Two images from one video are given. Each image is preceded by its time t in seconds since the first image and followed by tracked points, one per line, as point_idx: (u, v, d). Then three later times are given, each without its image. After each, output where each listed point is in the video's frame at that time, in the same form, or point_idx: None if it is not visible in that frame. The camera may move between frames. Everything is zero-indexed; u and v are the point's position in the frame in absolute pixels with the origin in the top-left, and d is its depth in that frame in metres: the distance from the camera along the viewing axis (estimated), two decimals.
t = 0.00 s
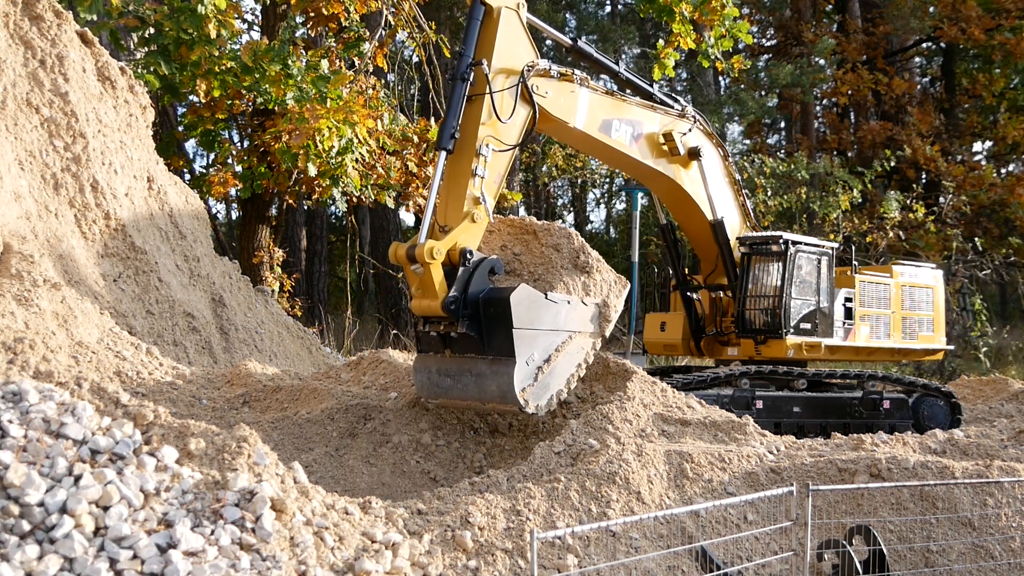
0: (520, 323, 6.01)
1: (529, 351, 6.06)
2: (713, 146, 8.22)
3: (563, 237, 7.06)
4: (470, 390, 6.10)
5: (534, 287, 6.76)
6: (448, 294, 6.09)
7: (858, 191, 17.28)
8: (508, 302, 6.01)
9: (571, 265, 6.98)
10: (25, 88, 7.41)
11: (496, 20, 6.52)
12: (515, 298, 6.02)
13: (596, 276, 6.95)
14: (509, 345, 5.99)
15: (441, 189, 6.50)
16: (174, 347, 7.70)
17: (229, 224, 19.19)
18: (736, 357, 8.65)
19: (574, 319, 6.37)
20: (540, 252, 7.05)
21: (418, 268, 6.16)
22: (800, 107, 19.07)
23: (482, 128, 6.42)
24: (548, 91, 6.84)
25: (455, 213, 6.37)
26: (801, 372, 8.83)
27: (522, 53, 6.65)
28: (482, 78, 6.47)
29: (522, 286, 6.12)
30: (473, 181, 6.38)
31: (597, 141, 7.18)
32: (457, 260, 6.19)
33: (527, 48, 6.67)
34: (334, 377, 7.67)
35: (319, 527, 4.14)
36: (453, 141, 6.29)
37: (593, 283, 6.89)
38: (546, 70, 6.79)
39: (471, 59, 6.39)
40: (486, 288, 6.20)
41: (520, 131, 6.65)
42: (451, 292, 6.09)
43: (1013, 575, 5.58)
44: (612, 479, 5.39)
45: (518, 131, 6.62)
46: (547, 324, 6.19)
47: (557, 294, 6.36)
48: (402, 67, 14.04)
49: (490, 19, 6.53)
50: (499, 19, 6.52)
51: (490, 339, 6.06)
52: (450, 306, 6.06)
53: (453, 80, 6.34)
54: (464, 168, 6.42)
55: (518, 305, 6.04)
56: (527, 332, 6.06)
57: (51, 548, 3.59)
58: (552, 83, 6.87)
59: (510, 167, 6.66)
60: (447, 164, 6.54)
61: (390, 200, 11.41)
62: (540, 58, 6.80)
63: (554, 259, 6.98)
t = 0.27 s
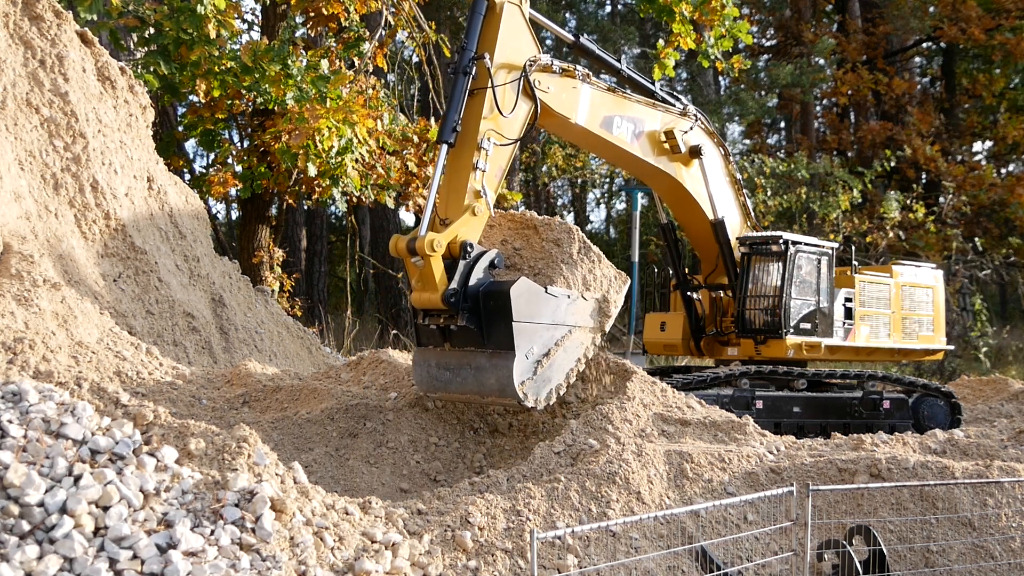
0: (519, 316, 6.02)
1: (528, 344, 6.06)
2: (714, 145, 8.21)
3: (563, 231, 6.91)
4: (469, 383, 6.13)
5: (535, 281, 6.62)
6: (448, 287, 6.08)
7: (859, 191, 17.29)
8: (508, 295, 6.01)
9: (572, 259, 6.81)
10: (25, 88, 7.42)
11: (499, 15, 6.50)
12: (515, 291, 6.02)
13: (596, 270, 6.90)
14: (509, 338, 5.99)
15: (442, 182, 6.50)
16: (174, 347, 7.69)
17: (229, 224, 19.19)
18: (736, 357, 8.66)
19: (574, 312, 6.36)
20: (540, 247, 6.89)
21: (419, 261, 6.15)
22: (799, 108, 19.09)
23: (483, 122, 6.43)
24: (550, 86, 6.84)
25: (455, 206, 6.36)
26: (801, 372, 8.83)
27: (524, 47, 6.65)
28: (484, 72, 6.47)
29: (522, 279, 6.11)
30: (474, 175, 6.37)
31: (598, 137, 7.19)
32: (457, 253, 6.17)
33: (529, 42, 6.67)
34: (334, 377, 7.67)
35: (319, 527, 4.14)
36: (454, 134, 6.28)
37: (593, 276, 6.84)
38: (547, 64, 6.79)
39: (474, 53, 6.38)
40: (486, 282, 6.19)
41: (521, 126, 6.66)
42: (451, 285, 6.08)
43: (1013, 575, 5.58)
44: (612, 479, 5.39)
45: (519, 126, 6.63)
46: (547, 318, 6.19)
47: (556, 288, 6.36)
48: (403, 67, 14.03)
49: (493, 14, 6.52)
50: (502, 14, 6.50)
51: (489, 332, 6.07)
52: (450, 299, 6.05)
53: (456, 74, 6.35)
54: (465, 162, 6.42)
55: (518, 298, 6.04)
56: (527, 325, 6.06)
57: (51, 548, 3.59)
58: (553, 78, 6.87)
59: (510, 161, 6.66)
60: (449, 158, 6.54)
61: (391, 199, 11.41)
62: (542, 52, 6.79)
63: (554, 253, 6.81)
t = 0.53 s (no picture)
0: (519, 310, 6.01)
1: (527, 338, 6.05)
2: (715, 143, 8.21)
3: (564, 227, 6.92)
4: (468, 377, 6.11)
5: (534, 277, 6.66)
6: (448, 280, 6.09)
7: (859, 191, 17.28)
8: (507, 288, 6.01)
9: (572, 254, 6.85)
10: (25, 88, 7.42)
11: (501, 11, 6.51)
12: (514, 285, 6.01)
13: (597, 266, 6.92)
14: (509, 332, 5.98)
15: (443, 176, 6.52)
16: (174, 347, 7.69)
17: (229, 224, 19.20)
18: (736, 357, 8.67)
19: (575, 308, 6.35)
20: (540, 242, 6.92)
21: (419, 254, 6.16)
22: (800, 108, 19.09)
23: (485, 117, 6.45)
24: (552, 82, 6.84)
25: (457, 201, 6.37)
26: (801, 372, 8.83)
27: (527, 43, 6.66)
28: (486, 67, 6.48)
29: (522, 273, 6.11)
30: (476, 169, 6.39)
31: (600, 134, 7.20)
32: (457, 247, 6.19)
33: (531, 38, 6.68)
34: (334, 377, 7.67)
35: (319, 527, 4.14)
36: (456, 129, 6.28)
37: (594, 272, 6.88)
38: (549, 61, 6.78)
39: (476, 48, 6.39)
40: (486, 276, 6.20)
41: (523, 121, 6.67)
42: (451, 279, 6.10)
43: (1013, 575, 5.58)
44: (612, 479, 5.39)
45: (522, 121, 6.65)
46: (546, 312, 6.17)
47: (557, 282, 6.35)
48: (403, 67, 14.04)
49: (495, 9, 6.53)
50: (504, 9, 6.51)
51: (489, 326, 6.07)
52: (450, 293, 6.06)
53: (458, 68, 6.36)
54: (467, 156, 6.44)
55: (518, 291, 6.04)
56: (527, 319, 6.05)
57: (51, 548, 3.59)
58: (555, 74, 6.87)
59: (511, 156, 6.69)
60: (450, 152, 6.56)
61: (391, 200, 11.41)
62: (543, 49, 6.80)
63: (555, 249, 6.85)
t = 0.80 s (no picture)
0: (534, 304, 6.00)
1: (541, 332, 6.03)
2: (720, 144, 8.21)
3: (575, 221, 6.84)
4: (479, 372, 6.09)
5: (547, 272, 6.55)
6: (461, 273, 6.06)
7: (859, 191, 17.28)
8: (522, 282, 5.99)
9: (584, 249, 6.74)
10: (25, 88, 7.41)
11: (513, 4, 6.53)
12: (529, 279, 5.99)
13: (608, 261, 6.83)
14: (523, 326, 5.96)
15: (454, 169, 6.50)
16: (174, 347, 7.69)
17: (229, 224, 19.21)
18: (737, 357, 8.71)
19: (585, 302, 6.37)
20: (552, 237, 6.81)
21: (432, 247, 6.12)
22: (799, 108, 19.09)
23: (497, 109, 6.45)
24: (562, 76, 6.84)
25: (469, 193, 6.35)
26: (801, 372, 8.84)
27: (539, 37, 6.67)
28: (499, 59, 6.48)
29: (535, 266, 6.09)
30: (489, 161, 6.39)
31: (608, 129, 7.19)
32: (470, 240, 6.15)
33: (543, 32, 6.69)
34: (334, 377, 7.68)
35: (319, 527, 4.14)
36: (469, 121, 6.26)
37: (605, 267, 6.78)
38: (561, 55, 6.80)
39: (490, 40, 6.38)
40: (499, 269, 6.17)
41: (534, 115, 6.69)
42: (464, 271, 6.06)
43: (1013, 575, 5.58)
44: (612, 479, 5.39)
45: (534, 115, 6.66)
46: (559, 306, 6.17)
47: (570, 277, 6.36)
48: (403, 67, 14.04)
49: (508, 3, 6.55)
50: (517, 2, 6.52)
51: (503, 320, 6.04)
52: (464, 285, 6.03)
53: (471, 60, 6.32)
54: (479, 149, 6.43)
55: (533, 285, 6.02)
56: (541, 313, 6.04)
57: (51, 549, 3.59)
58: (566, 68, 6.88)
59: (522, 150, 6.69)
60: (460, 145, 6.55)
61: (391, 200, 11.41)
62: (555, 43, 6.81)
63: (566, 244, 6.74)
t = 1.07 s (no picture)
0: (579, 297, 5.85)
1: (586, 326, 5.90)
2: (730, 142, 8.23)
3: (611, 215, 6.76)
4: (518, 366, 6.00)
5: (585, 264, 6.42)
6: (505, 265, 5.90)
7: (859, 191, 17.27)
8: (568, 274, 5.83)
9: (621, 242, 6.63)
10: (25, 88, 7.40)
11: None
12: (576, 271, 5.84)
13: (644, 254, 6.71)
14: (568, 319, 5.82)
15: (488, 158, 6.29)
16: (174, 347, 7.69)
17: (229, 224, 19.22)
18: (740, 357, 8.71)
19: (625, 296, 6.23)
20: (588, 230, 6.72)
21: (474, 237, 5.91)
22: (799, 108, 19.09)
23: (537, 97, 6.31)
24: (598, 67, 6.79)
25: (508, 183, 6.16)
26: (801, 372, 8.85)
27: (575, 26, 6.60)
28: (540, 45, 6.34)
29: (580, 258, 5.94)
30: (530, 150, 6.23)
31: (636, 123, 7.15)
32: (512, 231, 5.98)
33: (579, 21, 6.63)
34: (334, 377, 7.68)
35: (320, 527, 4.15)
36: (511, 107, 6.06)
37: (642, 261, 6.66)
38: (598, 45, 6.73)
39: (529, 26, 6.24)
40: (540, 261, 6.04)
41: (569, 105, 6.59)
42: (508, 263, 5.91)
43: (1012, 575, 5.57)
44: (612, 479, 5.39)
45: (569, 104, 6.58)
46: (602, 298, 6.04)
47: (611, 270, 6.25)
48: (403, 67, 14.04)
49: None
50: None
51: (545, 312, 5.91)
52: (508, 278, 5.87)
53: (510, 46, 6.10)
54: (518, 137, 6.25)
55: (579, 278, 5.87)
56: (586, 306, 5.91)
57: (51, 548, 3.59)
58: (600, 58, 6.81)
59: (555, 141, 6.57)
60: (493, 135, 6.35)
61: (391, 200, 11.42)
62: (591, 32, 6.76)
63: (604, 237, 6.63)
